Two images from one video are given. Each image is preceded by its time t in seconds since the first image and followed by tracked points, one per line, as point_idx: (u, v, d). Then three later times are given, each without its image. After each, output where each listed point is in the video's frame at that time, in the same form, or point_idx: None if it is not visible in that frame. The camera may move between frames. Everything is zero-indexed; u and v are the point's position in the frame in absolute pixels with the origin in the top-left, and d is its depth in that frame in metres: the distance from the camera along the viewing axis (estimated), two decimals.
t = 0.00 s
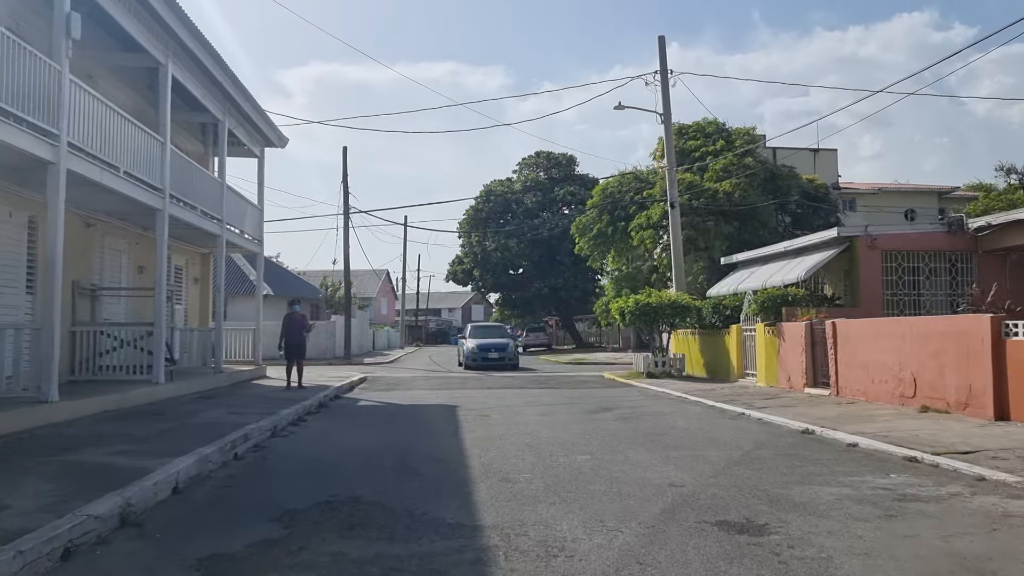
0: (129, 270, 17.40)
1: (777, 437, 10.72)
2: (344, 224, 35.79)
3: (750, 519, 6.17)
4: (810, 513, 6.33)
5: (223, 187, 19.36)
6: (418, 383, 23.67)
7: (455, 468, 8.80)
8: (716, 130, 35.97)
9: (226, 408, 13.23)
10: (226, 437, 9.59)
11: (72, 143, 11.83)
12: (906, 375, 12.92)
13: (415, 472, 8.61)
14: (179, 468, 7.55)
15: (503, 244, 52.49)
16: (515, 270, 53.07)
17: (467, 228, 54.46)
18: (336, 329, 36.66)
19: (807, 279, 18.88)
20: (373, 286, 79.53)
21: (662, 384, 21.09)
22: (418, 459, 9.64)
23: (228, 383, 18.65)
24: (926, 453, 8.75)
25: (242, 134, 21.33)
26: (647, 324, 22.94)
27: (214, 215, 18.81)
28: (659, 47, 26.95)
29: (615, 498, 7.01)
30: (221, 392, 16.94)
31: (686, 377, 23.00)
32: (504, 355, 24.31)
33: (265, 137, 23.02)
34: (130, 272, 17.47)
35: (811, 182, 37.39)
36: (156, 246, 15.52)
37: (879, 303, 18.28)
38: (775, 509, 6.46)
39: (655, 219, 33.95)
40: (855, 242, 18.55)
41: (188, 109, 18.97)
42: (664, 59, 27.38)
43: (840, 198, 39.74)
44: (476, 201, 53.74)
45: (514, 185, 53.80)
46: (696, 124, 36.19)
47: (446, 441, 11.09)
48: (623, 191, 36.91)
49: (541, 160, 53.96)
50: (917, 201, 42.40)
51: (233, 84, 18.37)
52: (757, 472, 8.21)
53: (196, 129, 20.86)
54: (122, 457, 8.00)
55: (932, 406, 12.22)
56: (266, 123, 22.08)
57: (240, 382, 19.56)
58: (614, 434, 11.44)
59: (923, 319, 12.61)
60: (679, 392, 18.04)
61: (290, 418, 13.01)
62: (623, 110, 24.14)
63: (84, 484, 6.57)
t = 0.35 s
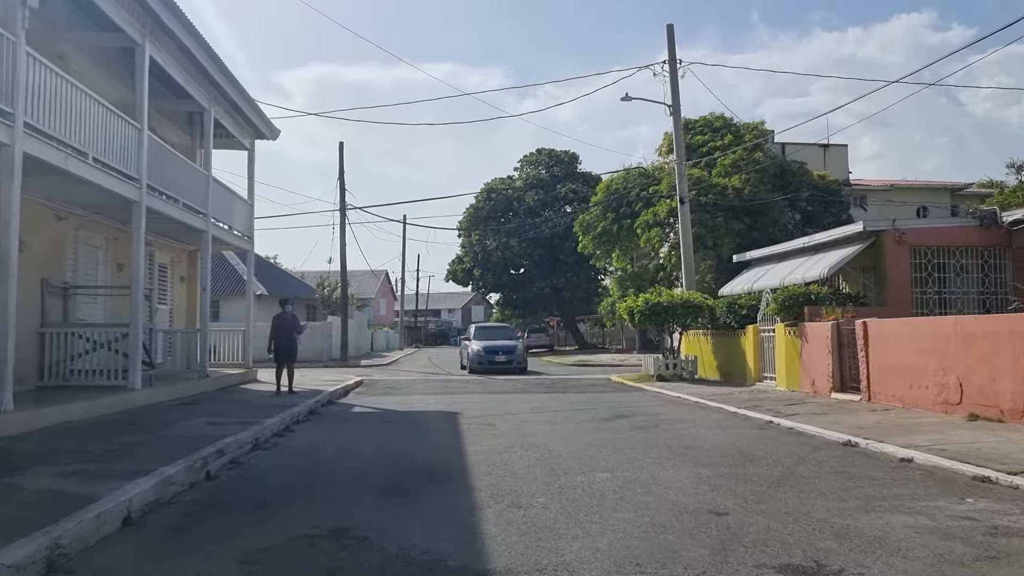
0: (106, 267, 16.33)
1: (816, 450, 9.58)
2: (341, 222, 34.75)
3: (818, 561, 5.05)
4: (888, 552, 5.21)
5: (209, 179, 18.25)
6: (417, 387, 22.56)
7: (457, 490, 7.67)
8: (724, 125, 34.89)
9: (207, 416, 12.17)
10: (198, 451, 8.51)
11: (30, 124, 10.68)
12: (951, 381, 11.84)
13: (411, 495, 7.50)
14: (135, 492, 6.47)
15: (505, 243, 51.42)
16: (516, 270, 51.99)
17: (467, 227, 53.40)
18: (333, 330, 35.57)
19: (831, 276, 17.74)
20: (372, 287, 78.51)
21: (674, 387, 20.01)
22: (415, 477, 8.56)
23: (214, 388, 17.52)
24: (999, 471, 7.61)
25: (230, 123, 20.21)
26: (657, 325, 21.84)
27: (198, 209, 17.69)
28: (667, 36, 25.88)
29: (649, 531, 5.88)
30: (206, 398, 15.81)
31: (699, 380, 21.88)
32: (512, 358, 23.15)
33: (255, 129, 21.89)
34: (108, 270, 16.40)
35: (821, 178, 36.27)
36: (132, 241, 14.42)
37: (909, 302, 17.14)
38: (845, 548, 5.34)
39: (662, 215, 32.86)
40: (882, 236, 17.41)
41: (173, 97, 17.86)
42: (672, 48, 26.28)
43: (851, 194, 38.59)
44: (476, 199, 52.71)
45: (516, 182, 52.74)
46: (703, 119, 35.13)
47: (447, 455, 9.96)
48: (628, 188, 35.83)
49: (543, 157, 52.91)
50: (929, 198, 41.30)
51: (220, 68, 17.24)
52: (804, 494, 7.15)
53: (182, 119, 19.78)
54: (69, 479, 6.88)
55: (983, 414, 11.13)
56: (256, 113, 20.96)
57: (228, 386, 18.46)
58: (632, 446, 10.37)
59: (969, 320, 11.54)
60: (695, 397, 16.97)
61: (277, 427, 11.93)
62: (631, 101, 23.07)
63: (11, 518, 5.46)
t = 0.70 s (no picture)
0: (82, 264, 15.23)
1: (866, 467, 8.49)
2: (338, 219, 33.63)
3: None
4: None
5: (193, 170, 17.12)
6: (416, 391, 21.42)
7: (460, 520, 6.58)
8: (734, 120, 33.83)
9: (184, 426, 11.06)
10: (162, 471, 7.40)
11: None
12: (1004, 388, 10.75)
13: (406, 527, 6.40)
14: (70, 528, 5.36)
15: (506, 243, 50.35)
16: (517, 270, 50.92)
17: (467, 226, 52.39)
18: (330, 331, 34.51)
19: (858, 273, 16.63)
20: (371, 287, 77.39)
21: (688, 392, 18.87)
22: (412, 502, 7.45)
23: (199, 393, 16.43)
24: None
25: (218, 112, 19.08)
26: (668, 326, 20.76)
27: (180, 202, 16.56)
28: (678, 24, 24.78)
29: None
30: (189, 404, 14.71)
31: (713, 384, 20.78)
32: (522, 362, 21.94)
33: (246, 119, 20.75)
34: (84, 267, 15.30)
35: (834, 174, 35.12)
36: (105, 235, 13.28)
37: (942, 301, 16.03)
38: None
39: (670, 211, 31.77)
40: (912, 230, 16.31)
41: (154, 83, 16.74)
42: (683, 37, 25.19)
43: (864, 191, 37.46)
44: (476, 198, 51.68)
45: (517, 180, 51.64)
46: (712, 113, 34.06)
47: (448, 473, 8.87)
48: (634, 185, 34.76)
49: (545, 154, 51.85)
50: (942, 194, 40.15)
51: (205, 51, 16.10)
52: (873, 527, 6.03)
53: (167, 108, 18.65)
54: None
55: None
56: (247, 102, 19.84)
57: (213, 391, 17.33)
58: (656, 461, 9.25)
59: None
60: (713, 403, 15.86)
61: (260, 439, 10.81)
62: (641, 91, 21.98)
63: None
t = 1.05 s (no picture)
0: (54, 260, 14.13)
1: (931, 489, 7.38)
2: (335, 217, 32.49)
3: None
4: None
5: (177, 158, 16.06)
6: (414, 395, 20.26)
7: (466, 560, 5.47)
8: (743, 114, 32.74)
9: (157, 437, 9.95)
10: (114, 498, 6.30)
11: None
12: None
13: (401, 569, 5.30)
14: None
15: (508, 242, 49.26)
16: (519, 270, 49.82)
17: (468, 226, 51.35)
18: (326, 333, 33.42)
19: (889, 270, 15.52)
20: (370, 289, 76.27)
21: (704, 397, 17.73)
22: (409, 533, 6.32)
23: (182, 399, 15.31)
24: None
25: (205, 99, 17.96)
26: (682, 327, 19.65)
27: (162, 192, 15.50)
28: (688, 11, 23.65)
29: None
30: (169, 411, 13.61)
31: (729, 388, 19.65)
32: (535, 364, 20.39)
33: (235, 109, 19.62)
34: (56, 263, 14.20)
35: (847, 170, 33.95)
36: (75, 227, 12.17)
37: (980, 300, 14.91)
38: None
39: (679, 208, 30.68)
40: (948, 224, 15.19)
41: (134, 67, 15.60)
42: (694, 25, 24.06)
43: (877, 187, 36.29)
44: (477, 197, 50.61)
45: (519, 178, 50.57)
46: (721, 107, 32.95)
47: (451, 494, 7.77)
48: (641, 182, 33.66)
49: (547, 152, 50.76)
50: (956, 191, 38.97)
51: (188, 31, 14.99)
52: (974, 573, 4.90)
53: (150, 95, 17.53)
54: None
55: None
56: (236, 90, 18.73)
57: (198, 397, 16.20)
58: (687, 479, 8.13)
59: None
60: (734, 409, 14.76)
61: (241, 452, 9.70)
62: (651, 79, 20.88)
63: None
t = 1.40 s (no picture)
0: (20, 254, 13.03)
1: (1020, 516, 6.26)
2: (331, 214, 31.38)
3: None
4: None
5: (156, 146, 15.00)
6: (412, 400, 19.11)
7: None
8: (753, 107, 31.69)
9: (121, 451, 8.82)
10: (43, 534, 5.18)
11: None
12: None
13: None
14: None
15: (509, 241, 48.20)
16: (521, 269, 48.75)
17: (468, 225, 50.34)
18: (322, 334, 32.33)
19: (924, 265, 14.44)
20: (368, 290, 75.26)
21: (722, 402, 16.60)
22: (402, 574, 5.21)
23: (162, 406, 14.20)
24: None
25: (188, 83, 16.86)
26: (697, 328, 18.55)
27: (138, 181, 14.43)
28: None
29: None
30: (144, 419, 12.48)
31: (747, 393, 18.53)
32: (550, 371, 18.54)
33: (222, 96, 18.49)
34: (22, 258, 13.11)
35: (861, 165, 32.76)
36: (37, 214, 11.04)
37: None
38: None
39: (688, 204, 29.66)
40: (990, 216, 14.12)
41: (109, 47, 14.54)
42: (705, 10, 22.99)
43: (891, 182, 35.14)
44: (478, 195, 49.62)
45: (521, 176, 49.47)
46: (730, 100, 31.89)
47: (455, 522, 6.65)
48: (647, 178, 32.60)
49: (549, 149, 49.59)
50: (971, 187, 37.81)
51: (166, 5, 13.88)
52: None
53: (129, 78, 16.44)
54: None
55: None
56: (222, 74, 17.64)
57: (180, 403, 15.07)
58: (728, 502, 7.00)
59: None
60: (758, 416, 13.64)
61: (215, 468, 8.58)
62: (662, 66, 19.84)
63: None
